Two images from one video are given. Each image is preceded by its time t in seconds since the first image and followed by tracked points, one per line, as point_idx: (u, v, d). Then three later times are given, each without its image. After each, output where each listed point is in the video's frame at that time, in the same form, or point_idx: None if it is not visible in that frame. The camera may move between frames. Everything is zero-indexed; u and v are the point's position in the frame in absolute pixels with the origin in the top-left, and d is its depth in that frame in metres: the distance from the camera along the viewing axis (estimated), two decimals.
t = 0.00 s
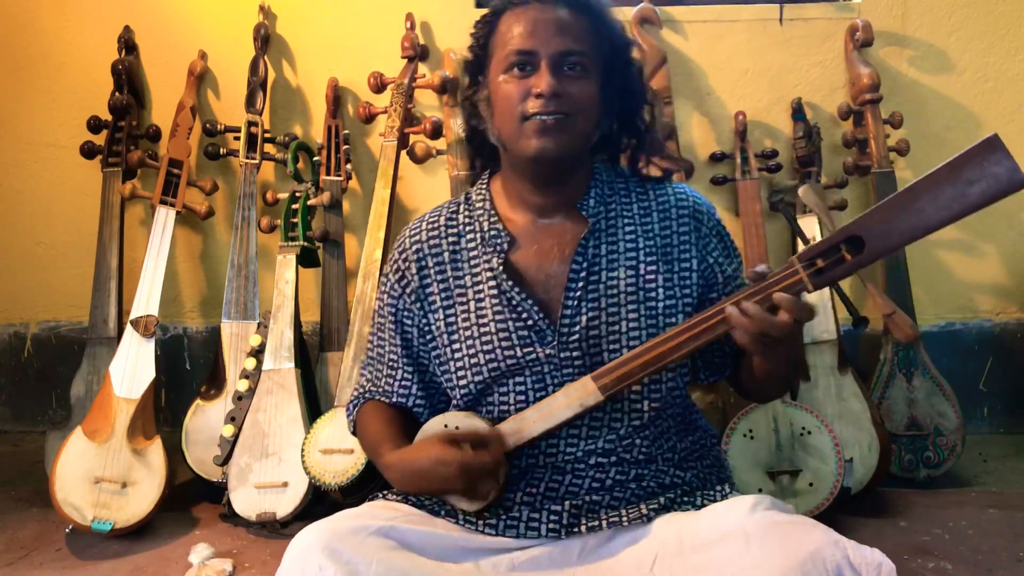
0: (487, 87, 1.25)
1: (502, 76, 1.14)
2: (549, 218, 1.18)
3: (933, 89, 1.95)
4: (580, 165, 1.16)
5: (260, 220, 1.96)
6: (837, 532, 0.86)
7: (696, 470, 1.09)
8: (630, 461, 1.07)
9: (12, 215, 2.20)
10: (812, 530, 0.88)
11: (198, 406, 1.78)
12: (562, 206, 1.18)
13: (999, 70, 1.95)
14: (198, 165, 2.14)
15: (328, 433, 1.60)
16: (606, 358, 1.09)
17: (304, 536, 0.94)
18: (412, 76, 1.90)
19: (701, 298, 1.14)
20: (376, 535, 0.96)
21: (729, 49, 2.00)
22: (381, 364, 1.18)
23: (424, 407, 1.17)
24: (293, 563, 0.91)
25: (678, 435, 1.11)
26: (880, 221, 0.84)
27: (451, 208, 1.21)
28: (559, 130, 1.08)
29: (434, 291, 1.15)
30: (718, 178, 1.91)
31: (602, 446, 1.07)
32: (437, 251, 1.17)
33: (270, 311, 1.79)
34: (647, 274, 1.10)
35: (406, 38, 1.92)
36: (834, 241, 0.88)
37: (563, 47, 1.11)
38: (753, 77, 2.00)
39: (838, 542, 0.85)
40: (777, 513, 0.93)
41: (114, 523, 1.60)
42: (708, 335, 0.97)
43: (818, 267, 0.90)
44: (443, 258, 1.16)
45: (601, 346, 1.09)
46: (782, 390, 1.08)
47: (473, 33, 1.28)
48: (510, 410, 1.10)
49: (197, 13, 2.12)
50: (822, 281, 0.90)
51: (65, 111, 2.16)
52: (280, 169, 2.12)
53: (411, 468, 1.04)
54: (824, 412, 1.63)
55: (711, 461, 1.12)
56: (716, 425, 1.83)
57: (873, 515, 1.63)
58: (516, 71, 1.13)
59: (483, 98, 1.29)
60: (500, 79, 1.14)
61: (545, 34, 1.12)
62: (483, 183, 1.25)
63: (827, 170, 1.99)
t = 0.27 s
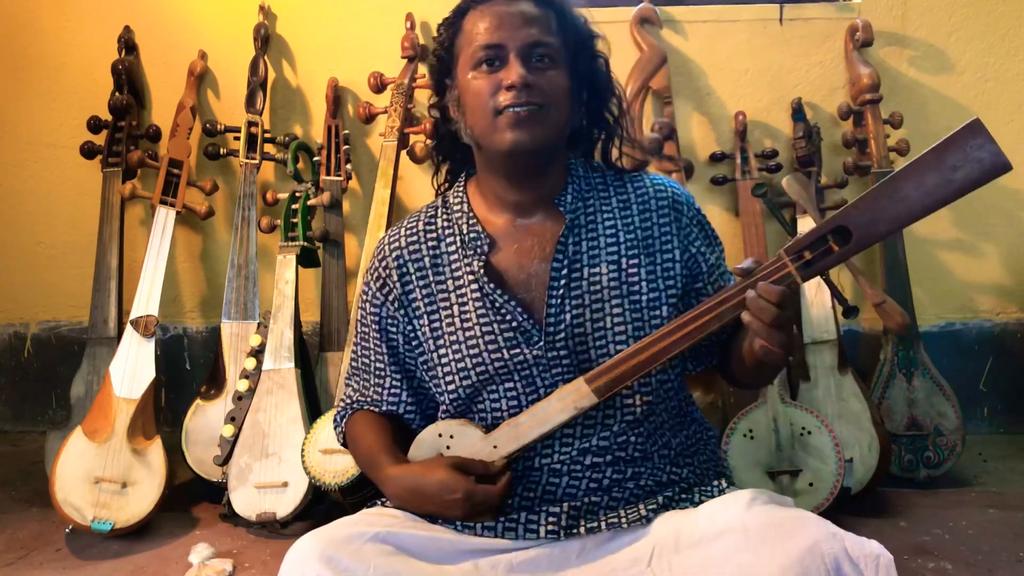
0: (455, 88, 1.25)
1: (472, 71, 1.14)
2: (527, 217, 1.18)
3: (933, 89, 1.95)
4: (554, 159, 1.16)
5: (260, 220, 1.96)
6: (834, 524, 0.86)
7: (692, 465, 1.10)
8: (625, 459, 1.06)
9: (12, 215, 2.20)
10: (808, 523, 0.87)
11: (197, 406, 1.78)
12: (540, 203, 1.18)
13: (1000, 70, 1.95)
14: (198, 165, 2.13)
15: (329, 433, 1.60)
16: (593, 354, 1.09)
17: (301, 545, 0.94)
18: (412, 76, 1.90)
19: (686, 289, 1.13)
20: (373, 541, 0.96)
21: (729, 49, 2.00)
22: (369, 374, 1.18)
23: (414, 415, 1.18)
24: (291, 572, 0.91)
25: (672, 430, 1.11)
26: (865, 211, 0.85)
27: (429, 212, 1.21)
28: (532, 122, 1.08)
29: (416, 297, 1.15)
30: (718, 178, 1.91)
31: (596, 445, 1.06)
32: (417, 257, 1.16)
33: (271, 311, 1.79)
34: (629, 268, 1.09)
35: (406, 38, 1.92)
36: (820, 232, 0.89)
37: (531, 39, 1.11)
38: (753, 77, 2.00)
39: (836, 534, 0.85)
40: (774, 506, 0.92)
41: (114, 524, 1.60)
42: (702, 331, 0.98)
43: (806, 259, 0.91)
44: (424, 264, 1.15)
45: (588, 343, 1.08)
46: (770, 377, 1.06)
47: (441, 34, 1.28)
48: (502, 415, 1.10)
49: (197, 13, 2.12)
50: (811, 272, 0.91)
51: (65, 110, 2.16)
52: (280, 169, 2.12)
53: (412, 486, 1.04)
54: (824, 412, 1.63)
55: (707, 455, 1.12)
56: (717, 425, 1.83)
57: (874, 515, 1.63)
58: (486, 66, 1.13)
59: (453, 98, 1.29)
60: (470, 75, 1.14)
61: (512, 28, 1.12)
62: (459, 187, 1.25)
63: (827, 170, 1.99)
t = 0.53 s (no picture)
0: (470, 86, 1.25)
1: (486, 70, 1.14)
2: (541, 216, 1.18)
3: (933, 89, 1.95)
4: (568, 160, 1.16)
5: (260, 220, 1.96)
6: (837, 534, 0.86)
7: (697, 473, 1.09)
8: (632, 467, 1.06)
9: (12, 215, 2.20)
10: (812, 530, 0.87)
11: (197, 406, 1.78)
12: (555, 203, 1.18)
13: (1000, 70, 1.95)
14: (198, 165, 2.14)
15: (329, 433, 1.60)
16: (605, 358, 1.09)
17: (300, 545, 0.94)
18: (412, 76, 1.90)
19: (700, 293, 1.13)
20: (373, 542, 0.96)
21: (729, 49, 2.00)
22: (377, 370, 1.18)
23: (421, 413, 1.17)
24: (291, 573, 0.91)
25: (680, 438, 1.11)
26: (886, 224, 0.83)
27: (442, 209, 1.21)
28: (546, 122, 1.08)
29: (428, 295, 1.15)
30: (718, 178, 1.91)
31: (603, 450, 1.06)
32: (429, 255, 1.16)
33: (271, 311, 1.79)
34: (643, 271, 1.09)
35: (406, 38, 1.92)
36: (840, 243, 0.87)
37: (545, 37, 1.11)
38: (753, 77, 1.99)
39: (838, 544, 0.85)
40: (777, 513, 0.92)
41: (114, 523, 1.60)
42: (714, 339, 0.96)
43: (824, 271, 0.89)
44: (435, 261, 1.16)
45: (599, 347, 1.08)
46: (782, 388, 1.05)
47: (455, 32, 1.28)
48: (509, 416, 1.10)
49: (197, 13, 2.12)
50: (829, 284, 0.89)
51: (65, 111, 2.16)
52: (280, 169, 2.12)
53: (404, 470, 1.03)
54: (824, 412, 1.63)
55: (713, 463, 1.12)
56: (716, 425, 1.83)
57: (874, 515, 1.63)
58: (499, 65, 1.13)
59: (469, 96, 1.28)
60: (484, 74, 1.14)
61: (526, 26, 1.12)
62: (473, 184, 1.25)
63: (827, 170, 1.99)
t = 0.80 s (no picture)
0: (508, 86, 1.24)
1: (526, 71, 1.13)
2: (569, 223, 1.17)
3: (933, 89, 1.95)
4: (602, 168, 1.16)
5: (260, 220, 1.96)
6: (834, 527, 0.86)
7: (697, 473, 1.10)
8: (634, 472, 1.06)
9: (12, 215, 2.20)
10: (810, 525, 0.88)
11: (197, 406, 1.78)
12: (583, 211, 1.17)
13: (1000, 70, 1.95)
14: (198, 165, 2.13)
15: (329, 433, 1.60)
16: (619, 371, 1.10)
17: (306, 531, 0.94)
18: (412, 76, 1.90)
19: (720, 314, 1.15)
20: (379, 532, 0.96)
21: (729, 49, 2.00)
22: (390, 358, 1.18)
23: (430, 405, 1.18)
24: (296, 556, 0.90)
25: (684, 446, 1.11)
26: (919, 275, 0.80)
27: (471, 203, 1.21)
28: (582, 128, 1.07)
29: (448, 291, 1.15)
30: (718, 178, 1.91)
31: (607, 457, 1.07)
32: (453, 249, 1.15)
33: (271, 310, 1.79)
34: (666, 288, 1.10)
35: (406, 38, 1.92)
36: (868, 288, 0.84)
37: (589, 42, 1.10)
38: (753, 77, 1.99)
39: (836, 536, 0.85)
40: (775, 509, 0.92)
41: (114, 523, 1.60)
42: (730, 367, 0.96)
43: (849, 312, 0.87)
44: (459, 257, 1.15)
45: (615, 359, 1.09)
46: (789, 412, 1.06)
47: (501, 28, 1.28)
48: (517, 417, 1.10)
49: (197, 13, 2.12)
50: (852, 326, 0.88)
51: (65, 111, 2.16)
52: (280, 169, 2.12)
53: (408, 470, 1.03)
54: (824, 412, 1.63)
55: (713, 464, 1.13)
56: (716, 425, 1.83)
57: (873, 515, 1.63)
58: (540, 67, 1.12)
59: (507, 95, 1.27)
60: (523, 74, 1.14)
61: (571, 30, 1.11)
62: (504, 179, 1.24)
63: (827, 170, 1.99)
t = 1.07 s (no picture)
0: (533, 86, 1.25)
1: (551, 68, 1.14)
2: (587, 227, 1.17)
3: (933, 89, 1.95)
4: (624, 171, 1.15)
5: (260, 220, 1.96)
6: (835, 533, 0.86)
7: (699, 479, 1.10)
8: (637, 483, 1.06)
9: (12, 216, 2.20)
10: (811, 529, 0.88)
11: (198, 406, 1.78)
12: (601, 216, 1.17)
13: (1000, 70, 1.94)
14: (198, 165, 2.14)
15: (328, 433, 1.60)
16: (627, 380, 1.09)
17: (306, 535, 0.94)
18: (412, 76, 1.90)
19: (734, 326, 1.15)
20: (378, 536, 0.96)
21: (728, 49, 2.00)
22: (398, 352, 1.18)
23: (435, 402, 1.18)
24: (294, 560, 0.91)
25: (689, 458, 1.10)
26: (939, 304, 0.81)
27: (488, 200, 1.20)
28: (604, 128, 1.07)
29: (460, 290, 1.15)
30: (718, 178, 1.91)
31: (610, 468, 1.06)
32: (468, 247, 1.15)
33: (271, 311, 1.79)
34: (681, 297, 1.10)
35: (406, 38, 1.93)
36: (888, 317, 0.85)
37: (615, 41, 1.10)
38: (753, 76, 1.99)
39: (837, 542, 0.86)
40: (776, 514, 0.93)
41: (114, 523, 1.60)
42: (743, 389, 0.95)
43: (867, 339, 0.87)
44: (473, 255, 1.15)
45: (625, 367, 1.09)
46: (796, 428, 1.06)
47: (528, 27, 1.27)
48: (521, 421, 1.10)
49: (197, 13, 2.12)
50: (869, 353, 0.88)
51: (65, 111, 2.16)
52: (280, 169, 2.12)
53: (412, 478, 1.03)
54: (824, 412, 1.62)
55: (713, 467, 1.13)
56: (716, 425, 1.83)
57: (873, 515, 1.63)
58: (565, 64, 1.13)
59: (530, 94, 1.26)
60: (548, 71, 1.14)
61: (597, 28, 1.11)
62: (522, 176, 1.23)
63: (827, 170, 1.99)
